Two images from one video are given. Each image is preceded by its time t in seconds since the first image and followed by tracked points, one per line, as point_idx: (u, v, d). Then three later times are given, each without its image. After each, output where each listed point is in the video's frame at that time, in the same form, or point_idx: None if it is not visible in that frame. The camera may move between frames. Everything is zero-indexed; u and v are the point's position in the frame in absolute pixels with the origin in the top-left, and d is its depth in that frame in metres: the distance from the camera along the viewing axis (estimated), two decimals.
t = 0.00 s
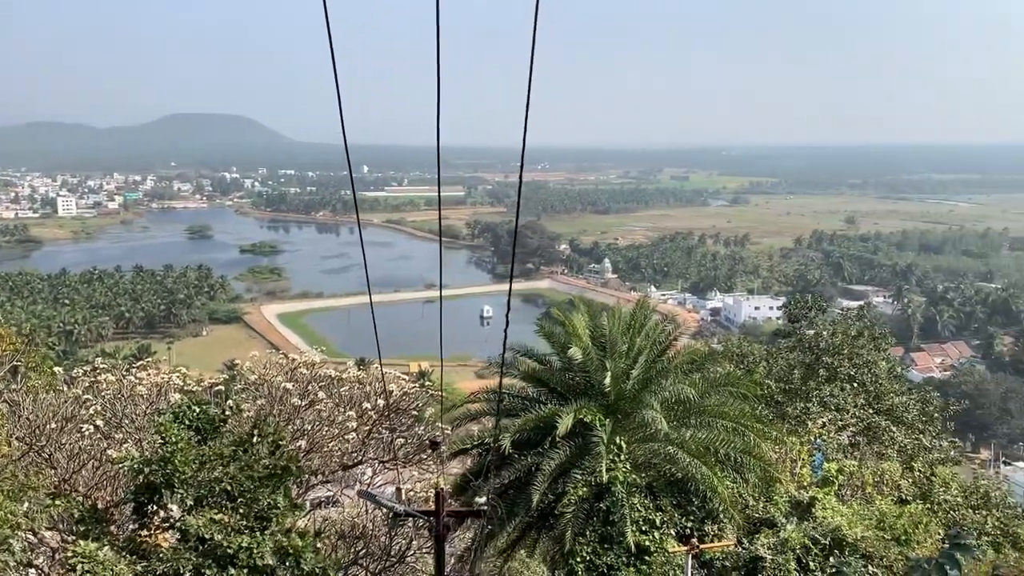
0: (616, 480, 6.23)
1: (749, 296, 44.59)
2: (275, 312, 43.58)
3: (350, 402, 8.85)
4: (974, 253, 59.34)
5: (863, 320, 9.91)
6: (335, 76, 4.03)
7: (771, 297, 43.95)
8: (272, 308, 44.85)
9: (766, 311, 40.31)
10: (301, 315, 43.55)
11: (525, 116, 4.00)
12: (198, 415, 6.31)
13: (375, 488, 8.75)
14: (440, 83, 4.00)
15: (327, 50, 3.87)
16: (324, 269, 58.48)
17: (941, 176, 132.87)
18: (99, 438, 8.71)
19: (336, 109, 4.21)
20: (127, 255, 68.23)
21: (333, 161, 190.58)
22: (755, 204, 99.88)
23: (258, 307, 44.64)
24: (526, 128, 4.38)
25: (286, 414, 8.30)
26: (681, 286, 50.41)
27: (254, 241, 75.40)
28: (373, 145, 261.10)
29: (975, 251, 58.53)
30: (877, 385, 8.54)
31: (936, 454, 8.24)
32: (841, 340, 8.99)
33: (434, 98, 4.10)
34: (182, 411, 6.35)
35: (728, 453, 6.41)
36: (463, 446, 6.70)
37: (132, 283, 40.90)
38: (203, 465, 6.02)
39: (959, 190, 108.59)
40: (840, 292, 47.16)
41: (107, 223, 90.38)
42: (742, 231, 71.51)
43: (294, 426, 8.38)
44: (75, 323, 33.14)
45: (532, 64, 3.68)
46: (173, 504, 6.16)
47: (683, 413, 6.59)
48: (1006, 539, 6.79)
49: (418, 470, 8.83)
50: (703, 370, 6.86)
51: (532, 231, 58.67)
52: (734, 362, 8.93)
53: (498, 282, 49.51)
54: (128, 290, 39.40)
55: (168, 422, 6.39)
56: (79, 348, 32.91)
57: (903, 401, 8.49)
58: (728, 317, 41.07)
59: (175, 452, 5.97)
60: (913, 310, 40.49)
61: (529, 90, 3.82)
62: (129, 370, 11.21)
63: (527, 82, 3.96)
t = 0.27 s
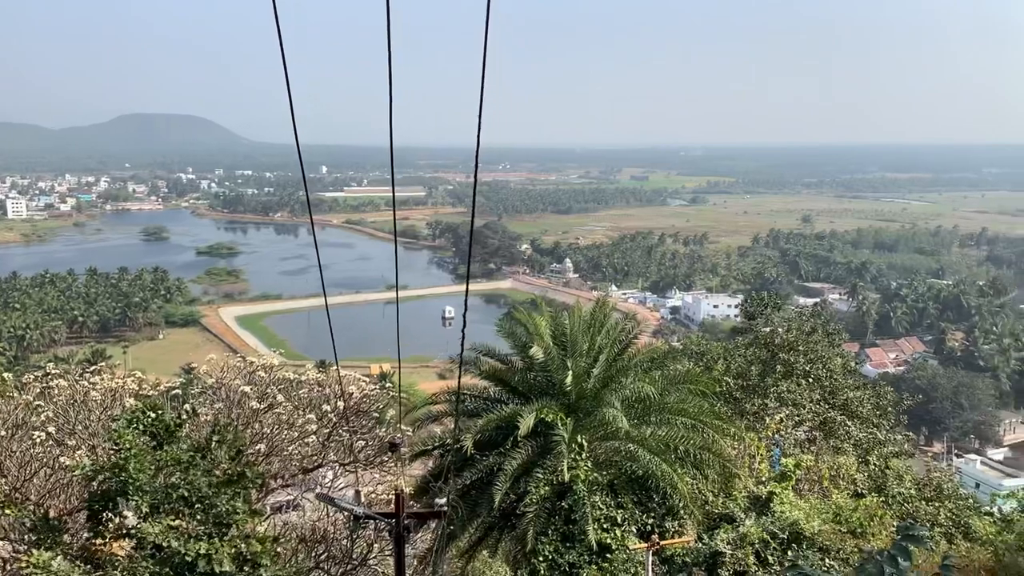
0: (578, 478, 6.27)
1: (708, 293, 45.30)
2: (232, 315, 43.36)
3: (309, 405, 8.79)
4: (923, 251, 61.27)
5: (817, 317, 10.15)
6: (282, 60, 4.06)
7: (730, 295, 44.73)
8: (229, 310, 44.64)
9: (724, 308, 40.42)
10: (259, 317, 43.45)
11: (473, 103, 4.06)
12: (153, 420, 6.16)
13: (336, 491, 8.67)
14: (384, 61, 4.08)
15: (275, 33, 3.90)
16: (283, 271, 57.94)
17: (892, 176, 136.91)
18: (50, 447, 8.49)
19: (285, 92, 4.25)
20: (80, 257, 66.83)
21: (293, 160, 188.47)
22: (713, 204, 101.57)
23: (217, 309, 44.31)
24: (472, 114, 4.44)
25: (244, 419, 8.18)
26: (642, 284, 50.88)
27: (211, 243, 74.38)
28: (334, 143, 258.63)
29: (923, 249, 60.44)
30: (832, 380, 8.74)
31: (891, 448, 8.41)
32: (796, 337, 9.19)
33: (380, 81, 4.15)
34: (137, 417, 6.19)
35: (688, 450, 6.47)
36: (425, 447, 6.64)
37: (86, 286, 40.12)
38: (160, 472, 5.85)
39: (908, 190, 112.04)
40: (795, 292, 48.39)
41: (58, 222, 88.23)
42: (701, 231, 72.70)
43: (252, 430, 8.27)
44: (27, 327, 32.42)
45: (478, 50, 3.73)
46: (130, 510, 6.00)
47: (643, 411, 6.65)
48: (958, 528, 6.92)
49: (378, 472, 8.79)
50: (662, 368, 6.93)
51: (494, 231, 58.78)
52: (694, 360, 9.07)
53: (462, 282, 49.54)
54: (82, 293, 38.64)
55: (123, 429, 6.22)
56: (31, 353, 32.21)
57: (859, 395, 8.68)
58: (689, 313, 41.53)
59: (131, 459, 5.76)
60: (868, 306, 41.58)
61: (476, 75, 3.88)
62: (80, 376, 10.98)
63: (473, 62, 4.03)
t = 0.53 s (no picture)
0: (543, 476, 6.30)
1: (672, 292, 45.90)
2: (193, 317, 43.02)
3: (272, 407, 8.64)
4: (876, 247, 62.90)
5: (774, 313, 10.40)
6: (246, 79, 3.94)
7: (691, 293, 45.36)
8: (191, 312, 44.31)
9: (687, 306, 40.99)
10: (221, 319, 43.19)
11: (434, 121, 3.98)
12: (112, 424, 6.04)
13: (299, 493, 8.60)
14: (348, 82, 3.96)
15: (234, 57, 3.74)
16: (245, 272, 57.28)
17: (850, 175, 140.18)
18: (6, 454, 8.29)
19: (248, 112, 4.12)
20: (34, 258, 65.27)
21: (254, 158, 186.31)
22: (675, 203, 102.94)
23: (177, 312, 43.87)
24: (437, 124, 4.39)
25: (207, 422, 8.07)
26: (605, 283, 51.27)
27: (170, 244, 73.22)
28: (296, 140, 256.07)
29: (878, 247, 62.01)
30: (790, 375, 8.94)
31: (849, 441, 8.65)
32: (754, 333, 9.44)
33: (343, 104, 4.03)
34: (95, 420, 6.06)
35: (651, 446, 6.55)
36: (389, 447, 6.62)
37: (41, 289, 39.20)
38: (119, 477, 5.74)
39: (864, 189, 114.94)
40: (757, 289, 49.22)
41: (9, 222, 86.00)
42: (664, 229, 73.63)
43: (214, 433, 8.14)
44: None
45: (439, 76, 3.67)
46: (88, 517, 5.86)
47: (608, 409, 6.72)
48: (916, 519, 7.09)
49: (343, 474, 8.70)
50: (626, 366, 7.00)
51: (458, 231, 58.81)
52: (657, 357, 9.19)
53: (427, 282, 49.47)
54: (37, 296, 37.74)
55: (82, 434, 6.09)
56: None
57: (817, 390, 8.87)
58: (653, 310, 41.89)
59: (89, 464, 5.63)
60: (827, 303, 42.47)
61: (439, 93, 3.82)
62: (36, 380, 10.72)
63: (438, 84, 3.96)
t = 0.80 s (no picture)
0: (504, 474, 6.31)
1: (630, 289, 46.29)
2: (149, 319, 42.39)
3: (229, 409, 8.53)
4: (828, 246, 64.48)
5: (729, 310, 10.58)
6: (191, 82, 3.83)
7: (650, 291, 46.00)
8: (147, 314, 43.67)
9: (646, 302, 42.02)
10: (178, 321, 42.67)
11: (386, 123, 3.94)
12: (64, 429, 5.86)
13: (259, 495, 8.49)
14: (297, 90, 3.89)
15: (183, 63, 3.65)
16: (201, 273, 56.38)
17: (805, 175, 143.42)
18: None
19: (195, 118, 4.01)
20: None
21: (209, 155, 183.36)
22: (634, 201, 104.04)
23: (133, 314, 43.17)
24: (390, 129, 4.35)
25: (162, 424, 7.92)
26: (566, 280, 51.56)
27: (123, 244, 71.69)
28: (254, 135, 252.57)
29: (832, 246, 64.04)
30: (746, 371, 9.11)
31: (805, 434, 8.83)
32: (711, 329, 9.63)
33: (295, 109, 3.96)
34: (47, 425, 5.88)
35: (610, 442, 6.60)
36: (349, 448, 6.58)
37: None
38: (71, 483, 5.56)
39: (817, 189, 117.73)
40: (714, 286, 49.90)
41: None
42: (623, 227, 74.38)
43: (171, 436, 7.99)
44: None
45: (388, 85, 3.61)
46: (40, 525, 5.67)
47: (568, 406, 6.74)
48: (870, 510, 7.24)
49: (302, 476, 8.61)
50: (586, 362, 7.04)
51: (419, 229, 58.63)
52: (615, 353, 9.27)
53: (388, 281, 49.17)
54: None
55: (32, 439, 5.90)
56: None
57: (772, 385, 9.05)
58: (614, 309, 42.27)
59: (39, 470, 5.42)
60: (782, 300, 43.17)
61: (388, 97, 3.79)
62: None
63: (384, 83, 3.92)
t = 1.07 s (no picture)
0: (462, 473, 6.29)
1: (589, 287, 46.64)
2: (100, 320, 41.45)
3: (182, 410, 8.37)
4: (780, 244, 65.85)
5: (685, 307, 10.72)
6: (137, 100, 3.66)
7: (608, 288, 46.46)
8: (98, 315, 42.70)
9: (604, 300, 42.78)
10: (130, 322, 41.82)
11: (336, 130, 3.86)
12: (9, 434, 5.67)
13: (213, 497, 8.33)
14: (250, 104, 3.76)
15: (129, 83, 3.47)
16: (155, 271, 55.22)
17: (760, 175, 146.38)
18: None
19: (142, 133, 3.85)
20: None
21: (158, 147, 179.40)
22: (592, 200, 104.86)
23: (84, 315, 42.15)
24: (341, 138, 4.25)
25: (113, 426, 7.71)
26: (525, 279, 51.67)
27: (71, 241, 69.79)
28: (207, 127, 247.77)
29: (785, 243, 66.06)
30: (701, 368, 9.27)
31: (759, 429, 8.99)
32: (668, 326, 9.76)
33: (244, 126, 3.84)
34: None
35: (569, 439, 6.63)
36: (306, 450, 6.52)
37: None
38: (17, 490, 5.37)
39: (770, 189, 120.34)
40: (671, 283, 50.45)
41: None
42: (581, 225, 74.95)
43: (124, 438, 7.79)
44: None
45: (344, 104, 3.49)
46: None
47: (527, 403, 6.76)
48: (822, 502, 7.39)
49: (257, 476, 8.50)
50: (545, 360, 7.08)
51: (378, 226, 58.22)
52: (572, 350, 9.35)
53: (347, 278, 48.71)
54: None
55: None
56: None
57: (725, 381, 9.23)
58: (573, 307, 42.51)
59: None
60: (738, 297, 43.75)
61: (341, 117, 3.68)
62: None
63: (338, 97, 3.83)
